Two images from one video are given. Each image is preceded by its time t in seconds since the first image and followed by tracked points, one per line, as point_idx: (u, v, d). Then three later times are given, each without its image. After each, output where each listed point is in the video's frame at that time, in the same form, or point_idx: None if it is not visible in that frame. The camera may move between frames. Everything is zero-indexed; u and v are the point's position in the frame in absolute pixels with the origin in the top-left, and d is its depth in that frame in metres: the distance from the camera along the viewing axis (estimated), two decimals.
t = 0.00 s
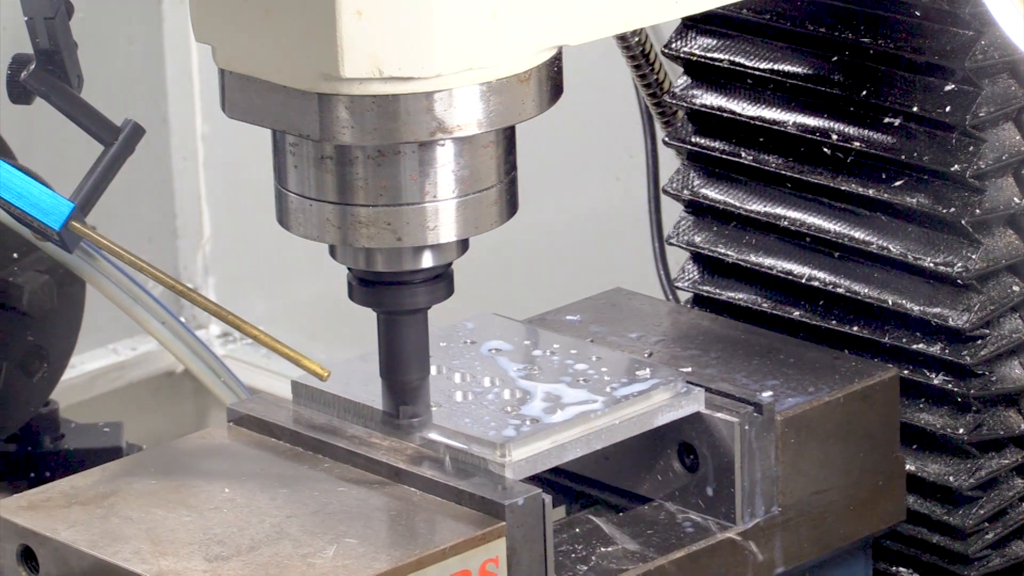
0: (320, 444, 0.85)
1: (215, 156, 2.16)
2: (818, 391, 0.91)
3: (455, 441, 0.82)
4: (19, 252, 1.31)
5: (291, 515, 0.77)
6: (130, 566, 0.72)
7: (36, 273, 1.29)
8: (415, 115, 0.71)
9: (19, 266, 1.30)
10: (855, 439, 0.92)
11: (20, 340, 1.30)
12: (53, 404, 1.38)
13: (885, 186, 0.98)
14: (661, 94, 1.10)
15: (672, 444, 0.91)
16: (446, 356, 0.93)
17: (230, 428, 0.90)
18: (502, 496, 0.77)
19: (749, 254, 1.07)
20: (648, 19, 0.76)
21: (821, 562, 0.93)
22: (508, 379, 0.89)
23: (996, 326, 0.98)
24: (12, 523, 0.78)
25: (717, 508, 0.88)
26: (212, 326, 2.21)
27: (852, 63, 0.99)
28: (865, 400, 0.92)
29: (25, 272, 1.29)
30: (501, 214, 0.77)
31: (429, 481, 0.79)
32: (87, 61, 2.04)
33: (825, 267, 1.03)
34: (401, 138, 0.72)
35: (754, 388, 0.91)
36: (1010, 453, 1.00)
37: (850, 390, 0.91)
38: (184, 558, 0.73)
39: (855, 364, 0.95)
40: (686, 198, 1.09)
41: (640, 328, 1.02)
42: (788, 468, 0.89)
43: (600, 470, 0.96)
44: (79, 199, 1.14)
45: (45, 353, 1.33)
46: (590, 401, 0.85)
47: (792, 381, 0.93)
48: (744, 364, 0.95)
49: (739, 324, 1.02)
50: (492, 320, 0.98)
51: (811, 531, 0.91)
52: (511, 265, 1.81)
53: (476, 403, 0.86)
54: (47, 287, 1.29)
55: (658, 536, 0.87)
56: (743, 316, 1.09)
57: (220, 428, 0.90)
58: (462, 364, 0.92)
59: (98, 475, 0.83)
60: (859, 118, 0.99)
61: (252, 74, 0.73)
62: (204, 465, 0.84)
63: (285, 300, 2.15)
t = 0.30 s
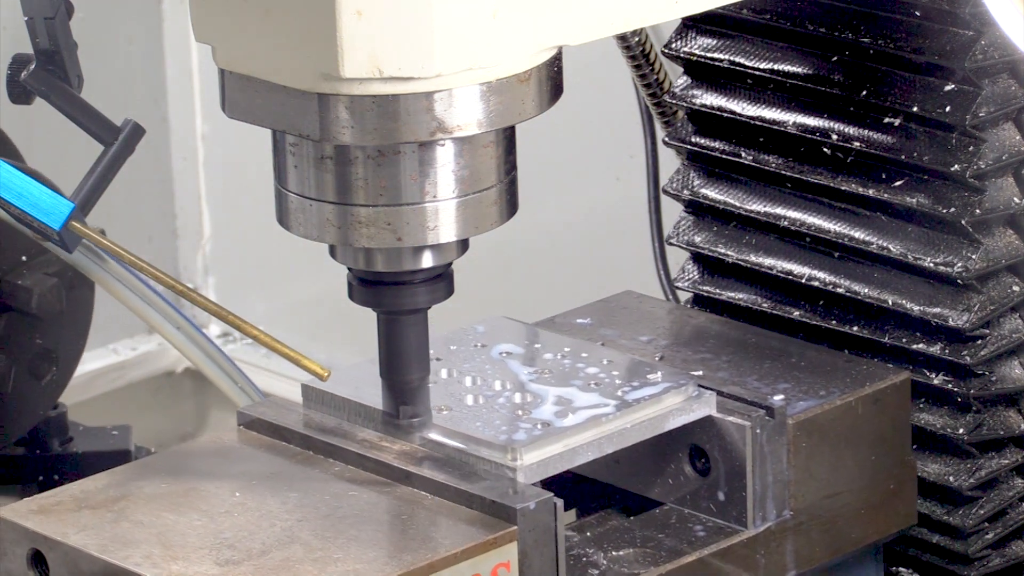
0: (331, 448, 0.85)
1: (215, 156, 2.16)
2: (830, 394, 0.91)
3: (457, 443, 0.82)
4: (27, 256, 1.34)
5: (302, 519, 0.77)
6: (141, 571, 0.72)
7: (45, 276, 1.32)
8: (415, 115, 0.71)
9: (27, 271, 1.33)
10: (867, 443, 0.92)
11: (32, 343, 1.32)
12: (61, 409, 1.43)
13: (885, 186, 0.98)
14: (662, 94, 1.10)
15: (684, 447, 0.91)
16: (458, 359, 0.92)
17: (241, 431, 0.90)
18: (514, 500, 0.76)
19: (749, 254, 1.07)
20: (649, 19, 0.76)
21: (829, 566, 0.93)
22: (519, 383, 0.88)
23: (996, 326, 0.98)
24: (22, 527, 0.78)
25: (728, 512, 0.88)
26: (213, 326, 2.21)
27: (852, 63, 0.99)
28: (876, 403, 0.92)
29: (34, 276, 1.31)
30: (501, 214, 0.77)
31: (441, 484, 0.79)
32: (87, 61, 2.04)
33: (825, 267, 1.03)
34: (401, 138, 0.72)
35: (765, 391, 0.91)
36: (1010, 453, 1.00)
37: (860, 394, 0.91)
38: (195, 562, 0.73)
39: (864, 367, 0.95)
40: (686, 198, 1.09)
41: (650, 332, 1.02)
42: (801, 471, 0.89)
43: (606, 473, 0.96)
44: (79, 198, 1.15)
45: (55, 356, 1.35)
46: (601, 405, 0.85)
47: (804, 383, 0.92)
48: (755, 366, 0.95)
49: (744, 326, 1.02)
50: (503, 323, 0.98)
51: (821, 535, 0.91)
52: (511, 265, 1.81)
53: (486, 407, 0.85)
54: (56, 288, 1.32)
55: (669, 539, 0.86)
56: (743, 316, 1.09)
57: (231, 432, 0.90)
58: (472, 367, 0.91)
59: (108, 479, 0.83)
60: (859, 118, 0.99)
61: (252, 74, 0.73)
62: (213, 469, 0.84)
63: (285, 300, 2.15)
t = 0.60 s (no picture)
0: (342, 452, 0.85)
1: (215, 156, 2.16)
2: (842, 398, 0.91)
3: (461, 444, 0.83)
4: (37, 258, 1.33)
5: (313, 523, 0.77)
6: None
7: (55, 279, 1.31)
8: (415, 115, 0.71)
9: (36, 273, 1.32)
10: (879, 446, 0.92)
11: (40, 347, 1.33)
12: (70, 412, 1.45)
13: (885, 186, 0.98)
14: (662, 94, 1.10)
15: (696, 450, 0.90)
16: (469, 363, 0.92)
17: (251, 434, 0.90)
18: (526, 504, 0.76)
19: (749, 254, 1.07)
20: (649, 19, 0.76)
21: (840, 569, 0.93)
22: (530, 386, 0.88)
23: (996, 326, 0.98)
24: (32, 531, 0.78)
25: (739, 517, 0.88)
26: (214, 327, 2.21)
27: (852, 63, 0.99)
28: (889, 407, 0.92)
29: (43, 279, 1.30)
30: (501, 214, 0.77)
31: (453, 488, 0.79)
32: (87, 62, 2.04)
33: (825, 267, 1.03)
34: (401, 138, 0.72)
35: (777, 394, 0.91)
36: (1010, 453, 1.00)
37: (873, 397, 0.91)
38: (206, 566, 0.73)
39: (875, 370, 0.95)
40: (686, 198, 1.09)
41: (660, 335, 1.02)
42: (812, 475, 0.89)
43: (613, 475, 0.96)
44: (79, 198, 1.15)
45: (64, 359, 1.35)
46: (613, 408, 0.85)
47: (816, 387, 0.93)
48: (767, 370, 0.95)
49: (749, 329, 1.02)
50: (514, 327, 0.97)
51: (834, 539, 0.91)
52: (511, 264, 1.81)
53: (498, 410, 0.85)
54: (65, 292, 1.30)
55: (681, 543, 0.86)
56: (743, 315, 1.09)
57: (241, 434, 0.90)
58: (483, 371, 0.91)
59: (118, 483, 0.83)
60: (859, 118, 0.99)
61: (252, 74, 0.73)
62: (223, 472, 0.84)
63: (286, 300, 2.15)
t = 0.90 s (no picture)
0: (353, 456, 0.84)
1: (215, 156, 2.16)
2: (854, 402, 0.91)
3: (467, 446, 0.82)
4: (46, 263, 1.33)
5: (324, 527, 0.77)
6: None
7: (63, 281, 1.32)
8: (415, 115, 0.71)
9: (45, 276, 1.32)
10: (889, 450, 0.92)
11: (49, 350, 1.35)
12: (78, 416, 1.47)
13: (885, 186, 0.98)
14: (662, 94, 1.11)
15: (707, 454, 0.90)
16: (480, 366, 0.92)
17: (261, 439, 0.89)
18: (537, 508, 0.76)
19: (749, 254, 1.07)
20: (649, 19, 0.76)
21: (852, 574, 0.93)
22: (540, 391, 0.88)
23: (996, 326, 0.98)
24: (41, 536, 0.77)
25: (751, 521, 0.88)
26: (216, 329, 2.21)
27: (852, 63, 0.99)
28: (900, 410, 0.92)
29: (54, 283, 1.31)
30: (501, 214, 0.77)
31: (464, 492, 0.79)
32: (88, 62, 2.04)
33: (825, 267, 1.03)
34: (401, 138, 0.72)
35: (788, 398, 0.91)
36: (1010, 453, 1.00)
37: (886, 401, 0.91)
38: (217, 571, 0.72)
39: (890, 374, 0.95)
40: (686, 198, 1.10)
41: (671, 338, 1.02)
42: (824, 479, 0.88)
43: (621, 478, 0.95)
44: (79, 198, 1.16)
45: (73, 362, 1.38)
46: (624, 412, 0.84)
47: (826, 391, 0.93)
48: (779, 373, 0.95)
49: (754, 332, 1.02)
50: (524, 330, 0.97)
51: (845, 543, 0.91)
52: (510, 264, 1.81)
53: (510, 415, 0.85)
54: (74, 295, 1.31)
55: (692, 547, 0.86)
56: (742, 315, 1.09)
57: (252, 438, 0.90)
58: (494, 374, 0.91)
59: (128, 487, 0.83)
60: (859, 118, 0.99)
61: (252, 74, 0.73)
62: (233, 475, 0.83)
63: (286, 301, 2.14)
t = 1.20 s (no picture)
0: (363, 460, 0.84)
1: (216, 155, 2.17)
2: (865, 405, 0.91)
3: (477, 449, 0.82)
4: (55, 264, 1.34)
5: (335, 532, 0.76)
6: None
7: (73, 284, 1.33)
8: (415, 115, 0.71)
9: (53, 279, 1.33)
10: (899, 454, 0.92)
11: (58, 353, 1.35)
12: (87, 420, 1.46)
13: (885, 186, 0.98)
14: (662, 94, 1.11)
15: (719, 457, 0.90)
16: (491, 369, 0.92)
17: (271, 442, 0.89)
18: (549, 512, 0.76)
19: (749, 254, 1.07)
20: (649, 19, 0.76)
21: None
22: (552, 395, 0.88)
23: (996, 326, 0.98)
24: (52, 540, 0.77)
25: (763, 524, 0.88)
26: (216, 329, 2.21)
27: (852, 63, 0.99)
28: (912, 413, 0.92)
29: (63, 285, 1.32)
30: (501, 214, 0.77)
31: (477, 495, 0.79)
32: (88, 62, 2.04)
33: (825, 267, 1.03)
34: (401, 138, 0.72)
35: (799, 402, 0.91)
36: (1010, 453, 1.00)
37: (897, 404, 0.91)
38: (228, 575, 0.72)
39: (904, 377, 0.95)
40: (686, 198, 1.10)
41: (683, 342, 1.02)
42: (835, 483, 0.88)
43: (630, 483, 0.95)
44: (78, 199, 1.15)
45: (81, 365, 1.38)
46: (636, 416, 0.84)
47: (839, 394, 0.92)
48: (790, 377, 0.95)
49: (763, 336, 1.02)
50: (534, 334, 0.97)
51: (856, 547, 0.90)
52: (511, 265, 1.81)
53: (522, 419, 0.85)
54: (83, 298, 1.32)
55: (704, 551, 0.86)
56: (742, 315, 1.09)
57: (262, 442, 0.90)
58: (505, 378, 0.90)
59: (138, 491, 0.82)
60: (859, 118, 0.99)
61: (252, 74, 0.73)
62: (243, 479, 0.83)
63: (286, 301, 2.14)
